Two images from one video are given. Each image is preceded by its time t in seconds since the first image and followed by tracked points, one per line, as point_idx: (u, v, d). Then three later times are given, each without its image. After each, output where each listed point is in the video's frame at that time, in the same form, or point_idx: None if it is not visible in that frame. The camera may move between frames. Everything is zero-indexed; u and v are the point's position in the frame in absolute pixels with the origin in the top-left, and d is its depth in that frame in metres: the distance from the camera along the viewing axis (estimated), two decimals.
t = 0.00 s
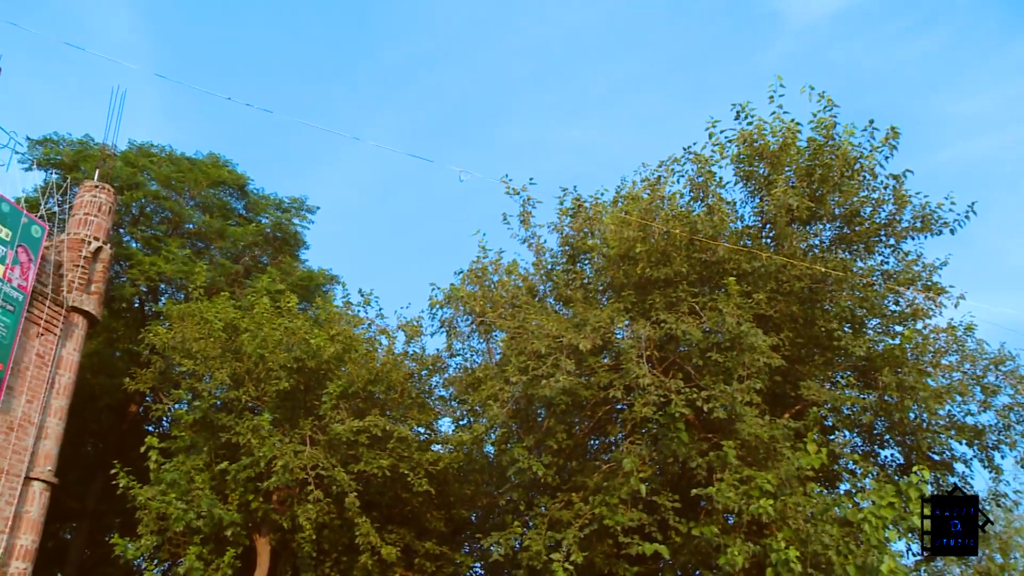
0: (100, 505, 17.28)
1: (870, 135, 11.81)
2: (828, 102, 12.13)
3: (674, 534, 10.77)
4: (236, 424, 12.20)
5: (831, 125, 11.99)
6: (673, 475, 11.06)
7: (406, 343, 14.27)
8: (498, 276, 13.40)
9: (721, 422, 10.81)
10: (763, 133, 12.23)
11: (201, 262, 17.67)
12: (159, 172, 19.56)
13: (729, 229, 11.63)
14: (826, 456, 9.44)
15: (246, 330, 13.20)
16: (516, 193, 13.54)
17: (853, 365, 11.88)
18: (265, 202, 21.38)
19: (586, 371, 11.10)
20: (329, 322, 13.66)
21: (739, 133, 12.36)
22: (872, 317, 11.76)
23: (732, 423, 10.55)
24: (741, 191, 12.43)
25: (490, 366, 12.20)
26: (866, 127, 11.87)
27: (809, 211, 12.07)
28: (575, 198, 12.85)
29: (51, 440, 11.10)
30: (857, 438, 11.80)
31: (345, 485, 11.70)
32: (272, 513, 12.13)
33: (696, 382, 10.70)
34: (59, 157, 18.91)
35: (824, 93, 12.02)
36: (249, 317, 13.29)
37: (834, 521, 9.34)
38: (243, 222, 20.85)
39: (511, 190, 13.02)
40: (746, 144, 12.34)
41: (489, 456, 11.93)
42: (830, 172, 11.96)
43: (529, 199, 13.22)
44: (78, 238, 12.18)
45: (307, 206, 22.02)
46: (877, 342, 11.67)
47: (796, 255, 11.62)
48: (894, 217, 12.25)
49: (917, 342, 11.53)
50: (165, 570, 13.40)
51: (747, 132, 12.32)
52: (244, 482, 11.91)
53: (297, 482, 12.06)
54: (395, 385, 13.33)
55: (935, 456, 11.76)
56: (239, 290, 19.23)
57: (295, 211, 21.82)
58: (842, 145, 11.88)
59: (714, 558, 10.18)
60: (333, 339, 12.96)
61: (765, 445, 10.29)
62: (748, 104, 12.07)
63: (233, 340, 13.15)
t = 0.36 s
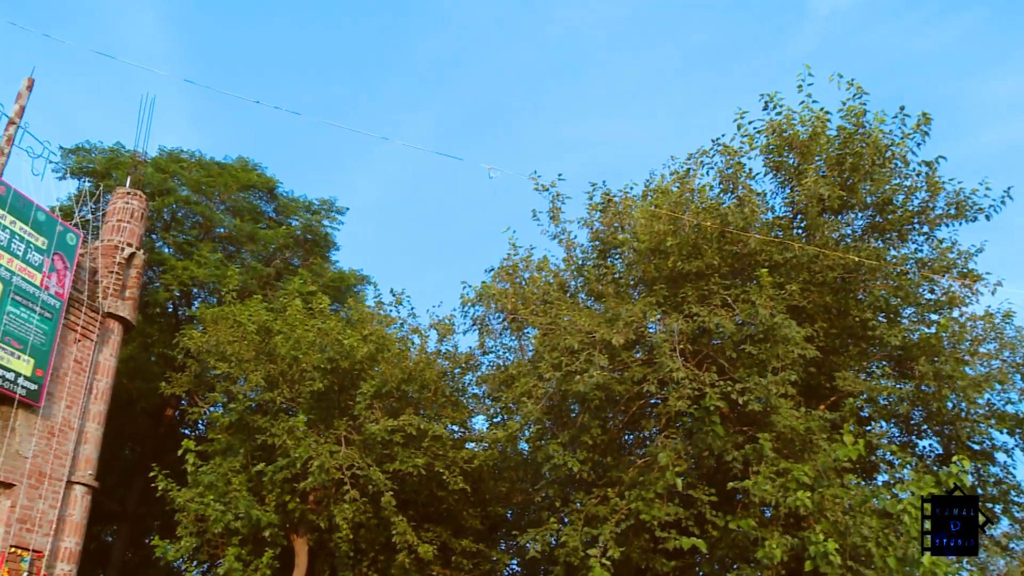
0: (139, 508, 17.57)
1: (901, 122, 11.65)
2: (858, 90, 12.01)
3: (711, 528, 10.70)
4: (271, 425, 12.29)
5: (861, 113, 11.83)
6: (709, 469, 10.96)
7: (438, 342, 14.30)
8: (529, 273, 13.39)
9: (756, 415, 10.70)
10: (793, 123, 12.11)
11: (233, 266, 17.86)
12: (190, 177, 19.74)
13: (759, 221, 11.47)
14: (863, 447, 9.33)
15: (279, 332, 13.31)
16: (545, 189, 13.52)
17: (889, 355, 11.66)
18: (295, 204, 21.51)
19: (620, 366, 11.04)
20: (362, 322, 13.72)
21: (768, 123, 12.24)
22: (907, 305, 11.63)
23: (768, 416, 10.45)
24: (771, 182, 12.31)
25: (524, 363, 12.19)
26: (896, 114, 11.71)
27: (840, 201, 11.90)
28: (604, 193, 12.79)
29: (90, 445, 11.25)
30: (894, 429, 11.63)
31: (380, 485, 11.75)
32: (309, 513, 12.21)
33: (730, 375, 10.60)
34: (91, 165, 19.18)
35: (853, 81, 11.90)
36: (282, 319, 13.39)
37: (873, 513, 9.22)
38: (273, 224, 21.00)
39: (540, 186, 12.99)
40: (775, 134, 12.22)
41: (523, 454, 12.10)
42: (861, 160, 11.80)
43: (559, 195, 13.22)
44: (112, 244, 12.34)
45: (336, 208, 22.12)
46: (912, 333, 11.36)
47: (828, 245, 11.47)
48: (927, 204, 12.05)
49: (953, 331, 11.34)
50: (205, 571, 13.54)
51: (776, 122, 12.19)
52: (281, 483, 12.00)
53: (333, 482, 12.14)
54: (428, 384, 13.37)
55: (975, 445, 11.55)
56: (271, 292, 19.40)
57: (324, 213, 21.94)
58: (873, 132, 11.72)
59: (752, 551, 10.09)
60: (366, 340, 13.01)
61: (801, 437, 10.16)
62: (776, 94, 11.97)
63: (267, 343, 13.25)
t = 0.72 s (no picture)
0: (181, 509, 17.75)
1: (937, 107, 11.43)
2: (892, 77, 11.83)
3: (752, 521, 10.59)
4: (310, 426, 12.39)
5: (895, 100, 11.63)
6: (748, 462, 10.85)
7: (474, 339, 14.32)
8: (564, 268, 13.35)
9: (795, 407, 10.57)
10: (826, 111, 11.94)
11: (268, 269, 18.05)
12: (224, 182, 19.95)
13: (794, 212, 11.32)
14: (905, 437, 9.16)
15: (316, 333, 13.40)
16: (578, 184, 13.49)
17: (929, 344, 11.46)
18: (328, 205, 21.64)
19: (657, 361, 10.96)
20: (397, 321, 13.77)
21: (801, 112, 12.08)
22: (947, 293, 11.37)
23: (807, 407, 10.31)
24: (805, 172, 12.13)
25: (560, 358, 12.15)
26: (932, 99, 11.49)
27: (877, 189, 11.70)
28: (637, 186, 12.71)
29: (133, 448, 11.41)
30: (936, 419, 11.41)
31: (420, 483, 11.79)
32: (349, 513, 12.28)
33: (768, 367, 10.48)
34: (127, 172, 19.51)
35: (886, 67, 11.71)
36: (319, 320, 13.47)
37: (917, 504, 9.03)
38: (307, 226, 21.15)
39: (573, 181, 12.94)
40: (808, 123, 12.05)
41: (561, 450, 12.08)
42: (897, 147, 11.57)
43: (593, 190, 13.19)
44: (149, 250, 12.52)
45: (369, 208, 22.22)
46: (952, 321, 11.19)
47: (865, 234, 11.26)
48: (966, 190, 11.80)
49: (995, 318, 11.05)
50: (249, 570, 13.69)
51: (809, 111, 12.03)
52: (321, 482, 12.09)
53: (372, 481, 12.20)
54: (465, 382, 13.40)
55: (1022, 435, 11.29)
56: (306, 293, 19.55)
57: (358, 213, 22.06)
58: (908, 119, 11.51)
59: (794, 545, 9.97)
60: (402, 339, 13.06)
61: (841, 429, 10.00)
62: (808, 83, 11.82)
63: (304, 344, 13.35)
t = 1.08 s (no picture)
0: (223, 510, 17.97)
1: (976, 92, 11.18)
2: (929, 62, 11.61)
3: (794, 514, 10.47)
4: (349, 426, 12.47)
5: (932, 85, 11.40)
6: (789, 455, 10.72)
7: (511, 336, 14.30)
8: (601, 264, 13.28)
9: (836, 398, 10.41)
10: (861, 99, 11.75)
11: (304, 271, 18.21)
12: (259, 185, 20.14)
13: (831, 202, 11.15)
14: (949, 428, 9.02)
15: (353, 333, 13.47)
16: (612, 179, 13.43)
17: (973, 333, 11.24)
18: (363, 206, 21.73)
19: (696, 355, 10.85)
20: (434, 320, 13.80)
21: (836, 101, 11.90)
22: (990, 282, 11.12)
23: (848, 399, 10.16)
24: (841, 161, 11.94)
25: (598, 354, 12.09)
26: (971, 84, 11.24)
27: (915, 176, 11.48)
28: (672, 180, 12.62)
29: (175, 449, 11.58)
30: (981, 409, 11.18)
31: (460, 481, 11.82)
32: (390, 511, 12.35)
33: (807, 359, 10.34)
34: (163, 178, 19.78)
35: (923, 53, 11.49)
36: (356, 320, 13.54)
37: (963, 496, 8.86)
38: (342, 227, 21.26)
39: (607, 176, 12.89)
40: (844, 112, 11.87)
41: (599, 445, 12.01)
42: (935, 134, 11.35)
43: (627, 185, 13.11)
44: (187, 254, 12.68)
45: (404, 207, 22.28)
46: (995, 309, 11.01)
47: (904, 223, 11.06)
48: (1008, 176, 11.53)
49: None
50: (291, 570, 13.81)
51: (844, 100, 11.85)
52: (361, 481, 12.16)
53: (412, 480, 12.25)
54: (504, 379, 13.40)
55: None
56: (343, 294, 19.71)
57: (392, 213, 22.13)
58: (946, 105, 11.28)
59: (838, 538, 9.84)
60: (440, 337, 13.11)
61: (883, 420, 9.84)
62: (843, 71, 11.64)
63: (342, 344, 13.44)
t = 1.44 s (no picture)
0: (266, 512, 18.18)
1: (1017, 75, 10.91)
2: (966, 47, 11.38)
3: (838, 508, 10.31)
4: (389, 426, 12.53)
5: (971, 70, 11.16)
6: (831, 448, 10.56)
7: (549, 334, 14.27)
8: (637, 259, 13.20)
9: (878, 390, 10.24)
10: (897, 86, 11.55)
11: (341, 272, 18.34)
12: (294, 188, 20.31)
13: (868, 190, 10.96)
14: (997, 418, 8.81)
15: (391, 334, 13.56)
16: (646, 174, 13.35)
17: (1019, 321, 10.98)
18: (397, 206, 21.82)
19: (735, 349, 10.73)
20: (471, 319, 13.81)
21: (872, 89, 11.70)
22: None
23: (890, 390, 9.98)
24: (878, 150, 11.74)
25: (636, 349, 12.01)
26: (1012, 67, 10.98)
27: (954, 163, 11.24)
28: (707, 173, 12.51)
29: (217, 452, 11.72)
30: None
31: (500, 479, 11.81)
32: (431, 510, 12.38)
33: (848, 351, 10.18)
34: (200, 184, 20.03)
35: (961, 37, 11.25)
36: (393, 321, 13.61)
37: (1013, 488, 8.66)
38: (378, 228, 21.37)
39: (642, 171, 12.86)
40: (879, 100, 11.67)
41: (638, 441, 12.23)
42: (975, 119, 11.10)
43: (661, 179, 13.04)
44: (225, 258, 12.84)
45: (438, 207, 22.33)
46: None
47: (944, 210, 10.83)
48: None
49: None
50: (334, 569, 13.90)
51: (880, 87, 11.65)
52: (402, 481, 12.21)
53: (453, 478, 12.26)
54: (542, 376, 13.36)
55: None
56: (379, 294, 19.83)
57: (427, 213, 22.20)
58: (986, 89, 11.03)
59: (883, 531, 9.67)
60: (478, 336, 13.12)
61: (927, 412, 9.65)
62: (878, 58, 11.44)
63: (380, 344, 13.51)
